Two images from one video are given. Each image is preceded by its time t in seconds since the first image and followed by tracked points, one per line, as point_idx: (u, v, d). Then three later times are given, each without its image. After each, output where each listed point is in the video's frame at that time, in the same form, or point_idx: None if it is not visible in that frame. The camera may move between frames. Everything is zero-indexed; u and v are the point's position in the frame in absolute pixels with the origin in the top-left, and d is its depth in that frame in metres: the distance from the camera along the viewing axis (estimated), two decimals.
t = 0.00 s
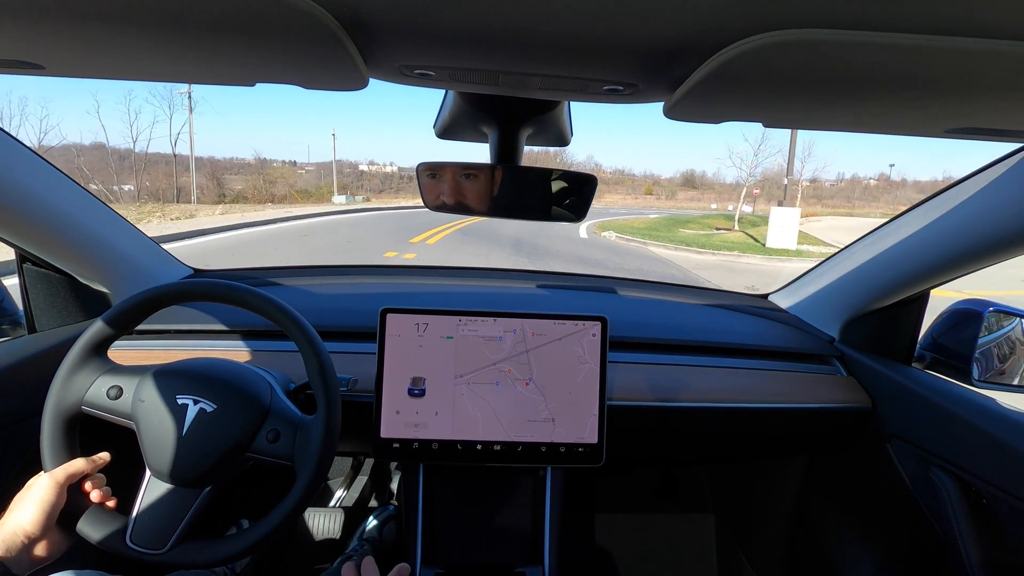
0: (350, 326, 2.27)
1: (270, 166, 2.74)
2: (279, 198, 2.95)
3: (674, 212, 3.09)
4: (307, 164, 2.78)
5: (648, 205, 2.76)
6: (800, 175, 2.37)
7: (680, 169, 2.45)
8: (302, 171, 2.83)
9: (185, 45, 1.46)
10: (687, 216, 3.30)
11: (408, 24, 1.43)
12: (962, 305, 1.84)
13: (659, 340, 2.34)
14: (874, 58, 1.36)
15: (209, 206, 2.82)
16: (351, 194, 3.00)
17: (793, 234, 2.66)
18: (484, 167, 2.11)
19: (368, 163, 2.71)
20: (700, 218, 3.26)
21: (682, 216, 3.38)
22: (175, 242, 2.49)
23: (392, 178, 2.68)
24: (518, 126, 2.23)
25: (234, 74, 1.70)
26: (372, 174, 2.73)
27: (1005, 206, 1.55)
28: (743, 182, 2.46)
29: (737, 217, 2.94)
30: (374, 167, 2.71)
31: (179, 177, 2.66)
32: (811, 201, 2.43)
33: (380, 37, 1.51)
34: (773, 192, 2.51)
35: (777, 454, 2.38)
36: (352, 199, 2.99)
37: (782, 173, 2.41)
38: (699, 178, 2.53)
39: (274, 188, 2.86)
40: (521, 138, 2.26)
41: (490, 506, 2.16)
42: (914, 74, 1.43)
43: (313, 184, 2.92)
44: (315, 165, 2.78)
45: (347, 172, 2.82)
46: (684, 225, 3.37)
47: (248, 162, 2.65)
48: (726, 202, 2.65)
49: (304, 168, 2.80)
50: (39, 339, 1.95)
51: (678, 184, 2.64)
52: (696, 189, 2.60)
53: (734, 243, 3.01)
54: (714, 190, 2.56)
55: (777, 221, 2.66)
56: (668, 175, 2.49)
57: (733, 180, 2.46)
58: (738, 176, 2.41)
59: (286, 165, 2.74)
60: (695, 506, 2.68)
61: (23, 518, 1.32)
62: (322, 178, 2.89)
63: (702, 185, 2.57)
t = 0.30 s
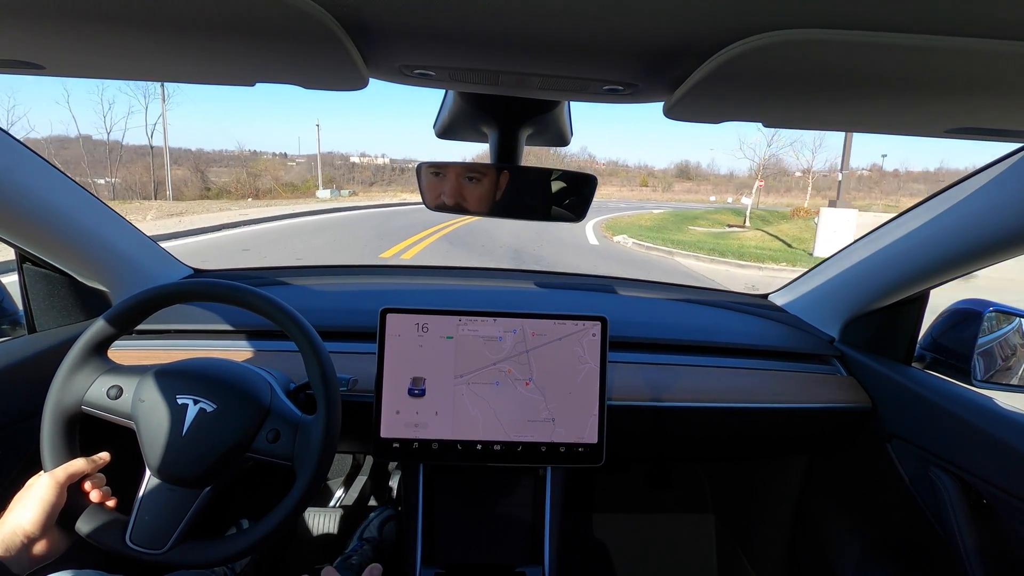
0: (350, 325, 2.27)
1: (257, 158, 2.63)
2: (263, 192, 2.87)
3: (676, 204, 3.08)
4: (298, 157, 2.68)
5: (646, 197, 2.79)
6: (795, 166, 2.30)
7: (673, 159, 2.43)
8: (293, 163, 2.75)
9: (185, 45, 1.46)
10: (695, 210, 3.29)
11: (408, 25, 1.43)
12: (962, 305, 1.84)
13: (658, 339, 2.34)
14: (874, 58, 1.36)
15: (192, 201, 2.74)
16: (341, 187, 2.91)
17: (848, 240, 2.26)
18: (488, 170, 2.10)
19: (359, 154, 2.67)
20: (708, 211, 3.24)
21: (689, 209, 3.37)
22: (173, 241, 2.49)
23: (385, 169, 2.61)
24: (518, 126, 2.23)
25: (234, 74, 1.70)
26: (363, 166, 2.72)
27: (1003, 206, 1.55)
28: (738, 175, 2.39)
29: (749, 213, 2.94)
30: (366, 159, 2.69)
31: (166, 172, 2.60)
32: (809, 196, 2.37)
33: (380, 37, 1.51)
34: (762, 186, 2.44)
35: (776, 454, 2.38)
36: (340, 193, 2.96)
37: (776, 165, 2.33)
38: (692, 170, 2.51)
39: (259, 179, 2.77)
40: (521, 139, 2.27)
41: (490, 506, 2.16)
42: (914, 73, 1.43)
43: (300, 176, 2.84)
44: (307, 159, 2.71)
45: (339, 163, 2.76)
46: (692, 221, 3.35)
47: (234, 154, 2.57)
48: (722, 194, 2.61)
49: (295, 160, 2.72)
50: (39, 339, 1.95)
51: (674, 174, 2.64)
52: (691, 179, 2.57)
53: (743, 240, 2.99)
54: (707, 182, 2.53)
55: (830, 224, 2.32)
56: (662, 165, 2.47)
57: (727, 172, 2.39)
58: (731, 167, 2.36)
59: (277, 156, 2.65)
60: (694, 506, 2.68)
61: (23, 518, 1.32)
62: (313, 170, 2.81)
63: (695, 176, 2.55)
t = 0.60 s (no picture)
0: (349, 326, 2.27)
1: (241, 149, 2.51)
2: (246, 186, 2.70)
3: (679, 198, 2.97)
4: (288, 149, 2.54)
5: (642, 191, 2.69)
6: (790, 155, 2.27)
7: (667, 151, 2.44)
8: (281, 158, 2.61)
9: (185, 45, 1.46)
10: (701, 207, 2.99)
11: (408, 26, 1.43)
12: (963, 305, 1.84)
13: (658, 340, 2.34)
14: (874, 58, 1.35)
15: (171, 196, 2.56)
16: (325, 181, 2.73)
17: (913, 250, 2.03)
18: (493, 170, 2.11)
19: (350, 148, 2.48)
20: (712, 204, 2.92)
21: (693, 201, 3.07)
22: (171, 240, 2.47)
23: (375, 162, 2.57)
24: (518, 126, 2.23)
25: (234, 74, 1.70)
26: (355, 159, 2.54)
27: (1002, 206, 1.55)
28: (733, 166, 2.40)
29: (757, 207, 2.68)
30: (357, 152, 2.53)
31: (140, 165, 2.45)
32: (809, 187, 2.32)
33: (380, 38, 1.51)
34: (754, 179, 2.44)
35: (776, 455, 2.38)
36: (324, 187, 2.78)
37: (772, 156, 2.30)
38: (687, 164, 2.49)
39: (243, 174, 2.64)
40: (521, 139, 2.26)
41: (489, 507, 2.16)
42: (914, 74, 1.43)
43: (286, 170, 2.69)
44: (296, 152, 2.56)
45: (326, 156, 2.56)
46: (701, 216, 3.07)
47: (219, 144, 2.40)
48: (721, 185, 2.58)
49: (284, 153, 2.57)
50: (39, 339, 1.95)
51: (667, 166, 2.55)
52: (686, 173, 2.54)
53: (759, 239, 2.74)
54: (703, 173, 2.51)
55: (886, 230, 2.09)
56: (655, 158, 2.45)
57: (722, 163, 2.39)
58: (727, 158, 2.36)
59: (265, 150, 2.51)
60: (694, 506, 2.68)
61: (20, 513, 1.31)
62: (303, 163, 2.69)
63: (691, 170, 2.52)
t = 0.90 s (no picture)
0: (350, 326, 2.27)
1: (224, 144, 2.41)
2: (224, 181, 2.55)
3: (677, 194, 2.97)
4: (275, 143, 2.51)
5: (633, 183, 2.63)
6: (779, 151, 2.26)
7: (658, 146, 2.42)
8: (272, 152, 2.58)
9: (185, 46, 1.46)
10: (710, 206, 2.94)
11: (408, 25, 1.43)
12: (963, 305, 1.84)
13: (658, 340, 2.34)
14: (874, 58, 1.35)
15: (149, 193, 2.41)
16: (313, 175, 2.71)
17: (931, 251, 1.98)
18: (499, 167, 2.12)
19: (340, 142, 2.47)
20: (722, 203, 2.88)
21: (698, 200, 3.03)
22: (170, 240, 2.47)
23: (366, 157, 2.61)
24: (518, 126, 2.23)
25: (234, 74, 1.70)
26: (344, 153, 2.57)
27: (1001, 205, 1.55)
28: (726, 161, 2.38)
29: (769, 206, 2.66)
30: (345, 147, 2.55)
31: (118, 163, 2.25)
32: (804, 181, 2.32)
33: (380, 37, 1.51)
34: (749, 173, 2.40)
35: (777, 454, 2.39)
36: (306, 184, 2.80)
37: (764, 151, 2.28)
38: (679, 158, 2.45)
39: (222, 170, 2.50)
40: (521, 140, 2.26)
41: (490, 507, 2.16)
42: (915, 74, 1.43)
43: (269, 165, 2.64)
44: (284, 146, 2.55)
45: (317, 152, 2.57)
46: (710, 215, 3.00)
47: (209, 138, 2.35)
48: (717, 180, 2.55)
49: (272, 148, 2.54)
50: (38, 339, 1.95)
51: (660, 161, 2.54)
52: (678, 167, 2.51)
53: (781, 241, 2.60)
54: (698, 166, 2.44)
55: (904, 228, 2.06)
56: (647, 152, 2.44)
57: (715, 158, 2.37)
58: (718, 151, 2.33)
59: (255, 144, 2.46)
60: (695, 506, 2.68)
61: (17, 504, 1.32)
62: (291, 157, 2.62)
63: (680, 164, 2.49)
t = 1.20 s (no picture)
0: (350, 326, 2.27)
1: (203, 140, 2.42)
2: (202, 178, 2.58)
3: (676, 191, 2.97)
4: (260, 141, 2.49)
5: (627, 183, 2.69)
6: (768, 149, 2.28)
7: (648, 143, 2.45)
8: (257, 150, 2.59)
9: (185, 46, 1.46)
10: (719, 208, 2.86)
11: (409, 26, 1.43)
12: (962, 305, 1.84)
13: (658, 340, 2.34)
14: (875, 58, 1.35)
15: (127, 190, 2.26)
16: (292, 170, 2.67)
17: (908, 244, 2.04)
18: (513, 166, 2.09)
19: (328, 139, 2.46)
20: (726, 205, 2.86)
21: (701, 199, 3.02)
22: (170, 240, 2.47)
23: (355, 154, 2.64)
24: (518, 126, 2.23)
25: (234, 73, 1.70)
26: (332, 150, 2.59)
27: (1000, 206, 1.55)
28: (717, 157, 2.38)
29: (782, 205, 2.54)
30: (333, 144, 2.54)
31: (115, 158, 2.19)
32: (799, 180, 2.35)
33: (381, 37, 1.51)
34: (742, 171, 2.40)
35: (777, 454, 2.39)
36: (284, 182, 2.79)
37: (754, 149, 2.29)
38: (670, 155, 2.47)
39: (201, 168, 2.57)
40: (521, 139, 2.26)
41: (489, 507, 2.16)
42: (915, 74, 1.43)
43: (247, 163, 2.66)
44: (273, 143, 2.52)
45: (306, 149, 2.56)
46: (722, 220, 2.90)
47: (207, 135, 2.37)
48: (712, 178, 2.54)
49: (260, 144, 2.53)
50: (39, 339, 1.95)
51: (651, 158, 2.56)
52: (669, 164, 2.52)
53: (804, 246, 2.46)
54: (690, 165, 2.45)
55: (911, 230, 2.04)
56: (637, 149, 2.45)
57: (707, 156, 2.37)
58: (710, 149, 2.32)
59: (241, 141, 2.45)
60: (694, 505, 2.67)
61: (10, 507, 1.25)
62: (281, 154, 2.60)
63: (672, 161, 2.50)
